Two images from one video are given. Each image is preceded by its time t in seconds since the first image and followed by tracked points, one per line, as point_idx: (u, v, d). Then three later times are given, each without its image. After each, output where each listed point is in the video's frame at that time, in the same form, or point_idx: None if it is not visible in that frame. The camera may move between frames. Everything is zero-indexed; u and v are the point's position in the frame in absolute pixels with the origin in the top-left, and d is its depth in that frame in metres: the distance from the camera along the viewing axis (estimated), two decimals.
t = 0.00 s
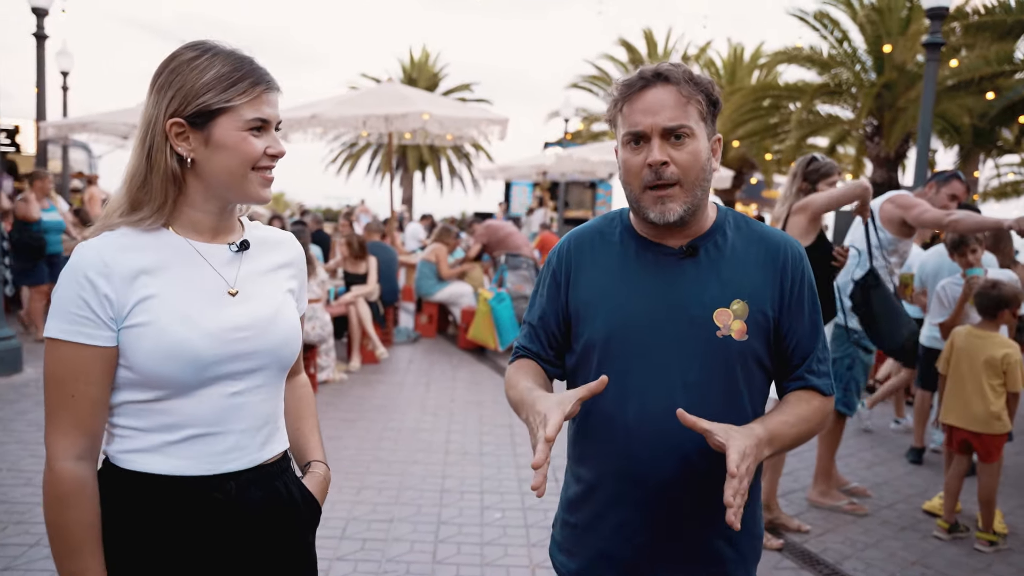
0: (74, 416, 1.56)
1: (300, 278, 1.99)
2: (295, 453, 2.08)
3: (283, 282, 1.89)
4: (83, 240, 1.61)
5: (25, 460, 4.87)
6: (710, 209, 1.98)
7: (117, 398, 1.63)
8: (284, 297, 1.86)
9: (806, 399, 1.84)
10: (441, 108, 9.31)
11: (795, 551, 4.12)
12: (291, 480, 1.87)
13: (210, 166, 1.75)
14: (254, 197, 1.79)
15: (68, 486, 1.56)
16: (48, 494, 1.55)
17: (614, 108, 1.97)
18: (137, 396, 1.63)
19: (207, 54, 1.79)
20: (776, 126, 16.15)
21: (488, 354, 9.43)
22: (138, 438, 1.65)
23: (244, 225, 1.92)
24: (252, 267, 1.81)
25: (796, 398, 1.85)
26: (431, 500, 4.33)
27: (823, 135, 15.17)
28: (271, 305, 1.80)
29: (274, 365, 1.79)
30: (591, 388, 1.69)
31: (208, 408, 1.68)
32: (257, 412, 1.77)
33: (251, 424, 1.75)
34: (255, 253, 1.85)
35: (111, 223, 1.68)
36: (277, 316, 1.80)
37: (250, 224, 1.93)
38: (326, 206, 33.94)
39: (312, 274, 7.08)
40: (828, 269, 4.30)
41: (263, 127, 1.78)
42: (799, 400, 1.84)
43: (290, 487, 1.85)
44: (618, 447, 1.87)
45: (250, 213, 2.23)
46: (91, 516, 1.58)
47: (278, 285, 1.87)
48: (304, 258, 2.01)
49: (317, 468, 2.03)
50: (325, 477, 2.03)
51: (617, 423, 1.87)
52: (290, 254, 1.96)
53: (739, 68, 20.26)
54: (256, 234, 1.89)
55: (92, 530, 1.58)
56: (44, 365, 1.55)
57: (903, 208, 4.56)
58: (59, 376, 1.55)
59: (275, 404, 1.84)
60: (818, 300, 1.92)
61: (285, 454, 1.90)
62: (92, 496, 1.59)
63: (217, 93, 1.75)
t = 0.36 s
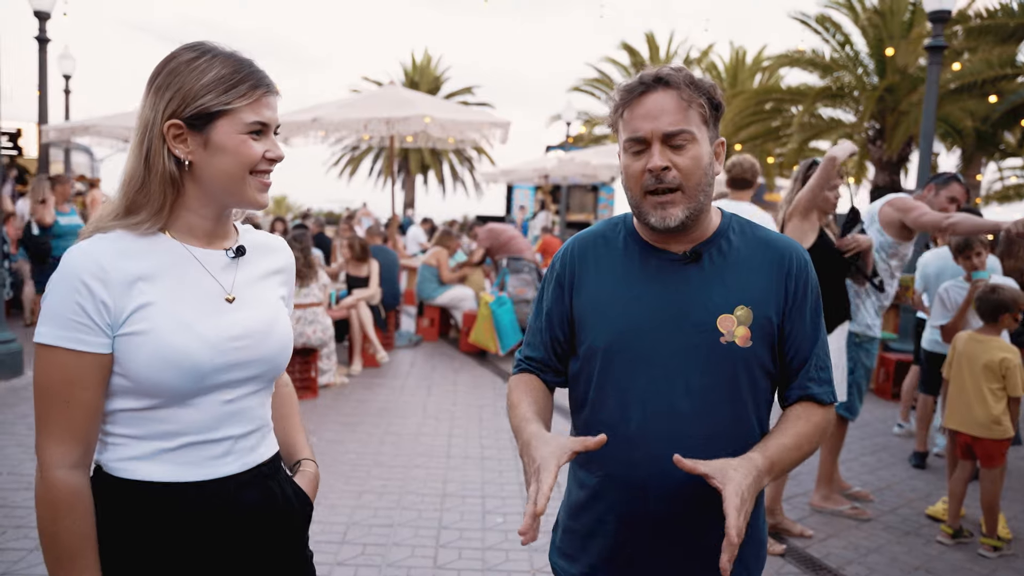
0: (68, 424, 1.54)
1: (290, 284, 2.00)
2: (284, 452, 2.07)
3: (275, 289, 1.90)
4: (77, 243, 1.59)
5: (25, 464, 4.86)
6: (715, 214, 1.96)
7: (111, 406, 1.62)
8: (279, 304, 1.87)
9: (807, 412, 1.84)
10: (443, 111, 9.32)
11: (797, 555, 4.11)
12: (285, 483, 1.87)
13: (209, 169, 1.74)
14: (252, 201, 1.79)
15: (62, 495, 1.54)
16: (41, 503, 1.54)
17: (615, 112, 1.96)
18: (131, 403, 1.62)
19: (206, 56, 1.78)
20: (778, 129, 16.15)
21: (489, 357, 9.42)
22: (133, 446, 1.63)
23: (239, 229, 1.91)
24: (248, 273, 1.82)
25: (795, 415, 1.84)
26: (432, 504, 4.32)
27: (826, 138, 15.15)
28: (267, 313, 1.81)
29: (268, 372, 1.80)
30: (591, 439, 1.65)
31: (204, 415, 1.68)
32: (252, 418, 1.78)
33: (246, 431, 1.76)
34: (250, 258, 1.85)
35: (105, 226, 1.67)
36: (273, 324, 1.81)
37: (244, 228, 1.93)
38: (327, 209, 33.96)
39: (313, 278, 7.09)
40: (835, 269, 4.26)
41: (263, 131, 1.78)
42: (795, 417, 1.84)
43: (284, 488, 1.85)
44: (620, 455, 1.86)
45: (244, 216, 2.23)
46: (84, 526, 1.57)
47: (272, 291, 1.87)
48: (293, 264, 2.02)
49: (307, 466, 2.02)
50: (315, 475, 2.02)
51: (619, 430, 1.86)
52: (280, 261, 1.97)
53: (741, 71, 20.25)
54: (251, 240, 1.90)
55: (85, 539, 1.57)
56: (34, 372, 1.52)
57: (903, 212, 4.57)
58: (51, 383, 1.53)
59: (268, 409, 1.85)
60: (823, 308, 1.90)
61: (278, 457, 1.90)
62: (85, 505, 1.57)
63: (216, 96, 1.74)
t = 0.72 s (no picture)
0: (64, 432, 1.52)
1: (276, 283, 1.99)
2: (273, 452, 2.05)
3: (262, 288, 1.89)
4: (62, 246, 1.56)
5: (22, 468, 4.84)
6: (712, 215, 1.95)
7: (103, 411, 1.60)
8: (265, 303, 1.86)
9: (809, 408, 1.81)
10: (442, 112, 9.31)
11: (798, 557, 4.09)
12: (275, 483, 1.87)
13: (194, 170, 1.72)
14: (238, 203, 1.77)
15: (63, 504, 1.52)
16: (42, 512, 1.52)
17: (609, 113, 1.94)
18: (121, 408, 1.60)
19: (190, 56, 1.76)
20: (777, 129, 16.15)
21: (489, 359, 9.41)
22: (125, 451, 1.62)
23: (224, 230, 1.90)
24: (235, 274, 1.80)
25: (799, 406, 1.82)
26: (431, 506, 4.30)
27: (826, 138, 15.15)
28: (254, 313, 1.80)
29: (255, 373, 1.79)
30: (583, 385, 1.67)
31: (193, 417, 1.67)
32: (240, 419, 1.77)
33: (235, 432, 1.75)
34: (236, 258, 1.84)
35: (88, 228, 1.64)
36: (261, 324, 1.80)
37: (230, 228, 1.92)
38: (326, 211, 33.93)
39: (311, 279, 7.08)
40: (838, 270, 4.20)
41: (250, 132, 1.76)
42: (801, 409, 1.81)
43: (274, 488, 1.85)
44: (616, 457, 1.85)
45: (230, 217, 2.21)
46: (85, 535, 1.55)
47: (259, 292, 1.87)
48: (280, 262, 2.01)
49: (298, 466, 2.01)
50: (306, 475, 2.01)
51: (614, 433, 1.85)
52: (267, 260, 1.96)
53: (741, 72, 20.25)
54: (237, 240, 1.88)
55: (89, 548, 1.55)
56: (21, 378, 1.50)
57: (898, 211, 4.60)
58: (41, 390, 1.51)
59: (255, 411, 1.84)
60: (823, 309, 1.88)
61: (267, 457, 1.89)
62: (87, 514, 1.55)
63: (201, 97, 1.72)
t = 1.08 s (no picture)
0: (55, 430, 1.51)
1: (287, 282, 1.94)
2: (287, 458, 2.01)
3: (268, 288, 1.84)
4: (59, 248, 1.55)
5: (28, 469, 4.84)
6: (721, 213, 1.91)
7: (99, 410, 1.58)
8: (269, 301, 1.81)
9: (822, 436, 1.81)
10: (448, 112, 9.28)
11: (807, 559, 4.05)
12: (285, 489, 1.81)
13: (190, 169, 1.69)
14: (236, 202, 1.74)
15: (52, 503, 1.51)
16: (31, 511, 1.50)
17: (620, 107, 1.92)
18: (120, 407, 1.58)
19: (185, 54, 1.72)
20: (785, 127, 16.05)
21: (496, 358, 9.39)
22: (121, 453, 1.60)
23: (227, 228, 1.86)
24: (236, 273, 1.76)
25: (806, 436, 1.82)
26: (437, 508, 4.27)
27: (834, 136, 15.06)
28: (257, 311, 1.75)
29: (261, 373, 1.74)
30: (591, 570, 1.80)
31: (192, 417, 1.62)
32: (245, 421, 1.72)
33: (239, 434, 1.70)
34: (239, 257, 1.80)
35: (88, 230, 1.63)
36: (264, 322, 1.75)
37: (234, 227, 1.88)
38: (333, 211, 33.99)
39: (317, 279, 7.06)
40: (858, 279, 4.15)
41: (246, 129, 1.73)
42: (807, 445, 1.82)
43: (283, 494, 1.80)
44: (620, 461, 1.81)
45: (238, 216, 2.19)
46: (75, 535, 1.53)
47: (264, 290, 1.81)
48: (290, 261, 1.95)
49: (310, 474, 1.96)
50: (319, 483, 1.96)
51: (618, 437, 1.81)
52: (276, 257, 1.91)
53: (748, 69, 20.14)
54: (241, 238, 1.84)
55: (76, 548, 1.53)
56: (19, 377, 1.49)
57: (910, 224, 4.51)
58: (36, 389, 1.50)
59: (264, 412, 1.79)
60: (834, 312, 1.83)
61: (277, 461, 1.84)
62: (75, 514, 1.53)
63: (195, 96, 1.69)
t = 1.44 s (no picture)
0: (66, 431, 1.52)
1: (298, 280, 1.94)
2: (300, 459, 2.01)
3: (280, 285, 1.84)
4: (71, 250, 1.56)
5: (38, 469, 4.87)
6: (733, 210, 1.90)
7: (111, 410, 1.58)
8: (283, 299, 1.81)
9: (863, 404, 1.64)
10: (454, 111, 9.27)
11: (815, 560, 4.04)
12: (297, 489, 1.81)
13: (199, 169, 1.69)
14: (245, 201, 1.74)
15: (62, 504, 1.51)
16: (41, 512, 1.51)
17: (625, 107, 1.91)
18: (136, 406, 1.58)
19: (193, 55, 1.73)
20: (792, 126, 16.02)
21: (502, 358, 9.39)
22: (136, 451, 1.59)
23: (237, 227, 1.86)
24: (248, 270, 1.76)
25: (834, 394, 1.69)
26: (444, 508, 4.27)
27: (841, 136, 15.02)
28: (270, 309, 1.75)
29: (275, 370, 1.75)
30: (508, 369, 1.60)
31: (207, 415, 1.62)
32: (260, 418, 1.72)
33: (254, 432, 1.70)
34: (250, 254, 1.80)
35: (100, 231, 1.63)
36: (277, 319, 1.75)
37: (243, 226, 1.88)
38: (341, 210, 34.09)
39: (323, 278, 7.07)
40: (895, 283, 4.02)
41: (254, 129, 1.72)
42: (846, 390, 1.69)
43: (297, 495, 1.80)
44: (633, 456, 1.80)
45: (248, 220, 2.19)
46: (84, 535, 1.54)
47: (277, 288, 1.82)
48: (300, 259, 1.96)
49: (323, 475, 1.96)
50: (332, 484, 1.96)
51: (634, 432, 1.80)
52: (286, 255, 1.91)
53: (756, 68, 20.06)
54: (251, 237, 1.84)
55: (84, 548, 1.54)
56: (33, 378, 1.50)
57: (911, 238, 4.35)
58: (49, 389, 1.51)
59: (278, 410, 1.79)
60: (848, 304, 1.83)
61: (291, 462, 1.84)
62: (83, 515, 1.54)
63: (203, 95, 1.69)
